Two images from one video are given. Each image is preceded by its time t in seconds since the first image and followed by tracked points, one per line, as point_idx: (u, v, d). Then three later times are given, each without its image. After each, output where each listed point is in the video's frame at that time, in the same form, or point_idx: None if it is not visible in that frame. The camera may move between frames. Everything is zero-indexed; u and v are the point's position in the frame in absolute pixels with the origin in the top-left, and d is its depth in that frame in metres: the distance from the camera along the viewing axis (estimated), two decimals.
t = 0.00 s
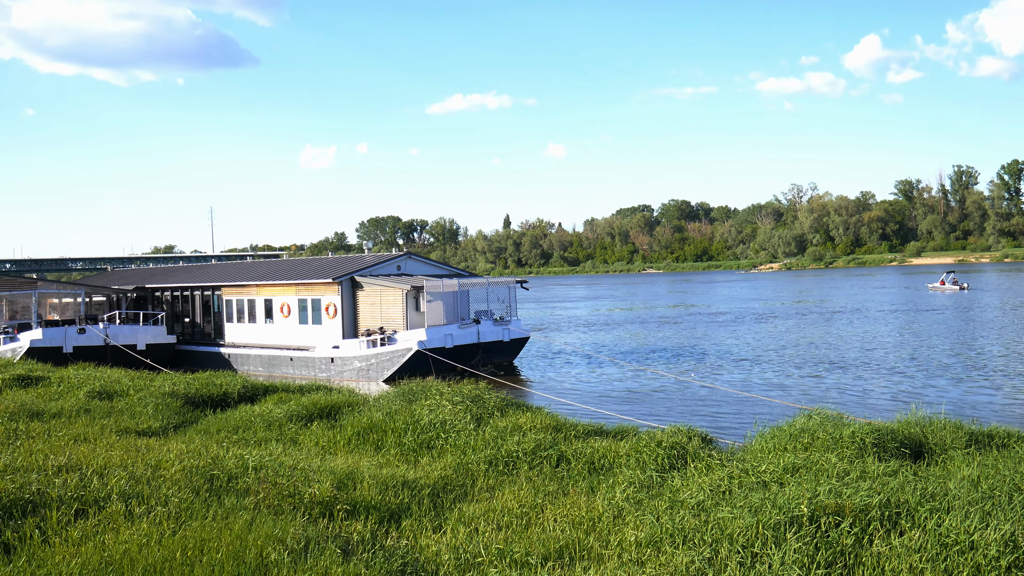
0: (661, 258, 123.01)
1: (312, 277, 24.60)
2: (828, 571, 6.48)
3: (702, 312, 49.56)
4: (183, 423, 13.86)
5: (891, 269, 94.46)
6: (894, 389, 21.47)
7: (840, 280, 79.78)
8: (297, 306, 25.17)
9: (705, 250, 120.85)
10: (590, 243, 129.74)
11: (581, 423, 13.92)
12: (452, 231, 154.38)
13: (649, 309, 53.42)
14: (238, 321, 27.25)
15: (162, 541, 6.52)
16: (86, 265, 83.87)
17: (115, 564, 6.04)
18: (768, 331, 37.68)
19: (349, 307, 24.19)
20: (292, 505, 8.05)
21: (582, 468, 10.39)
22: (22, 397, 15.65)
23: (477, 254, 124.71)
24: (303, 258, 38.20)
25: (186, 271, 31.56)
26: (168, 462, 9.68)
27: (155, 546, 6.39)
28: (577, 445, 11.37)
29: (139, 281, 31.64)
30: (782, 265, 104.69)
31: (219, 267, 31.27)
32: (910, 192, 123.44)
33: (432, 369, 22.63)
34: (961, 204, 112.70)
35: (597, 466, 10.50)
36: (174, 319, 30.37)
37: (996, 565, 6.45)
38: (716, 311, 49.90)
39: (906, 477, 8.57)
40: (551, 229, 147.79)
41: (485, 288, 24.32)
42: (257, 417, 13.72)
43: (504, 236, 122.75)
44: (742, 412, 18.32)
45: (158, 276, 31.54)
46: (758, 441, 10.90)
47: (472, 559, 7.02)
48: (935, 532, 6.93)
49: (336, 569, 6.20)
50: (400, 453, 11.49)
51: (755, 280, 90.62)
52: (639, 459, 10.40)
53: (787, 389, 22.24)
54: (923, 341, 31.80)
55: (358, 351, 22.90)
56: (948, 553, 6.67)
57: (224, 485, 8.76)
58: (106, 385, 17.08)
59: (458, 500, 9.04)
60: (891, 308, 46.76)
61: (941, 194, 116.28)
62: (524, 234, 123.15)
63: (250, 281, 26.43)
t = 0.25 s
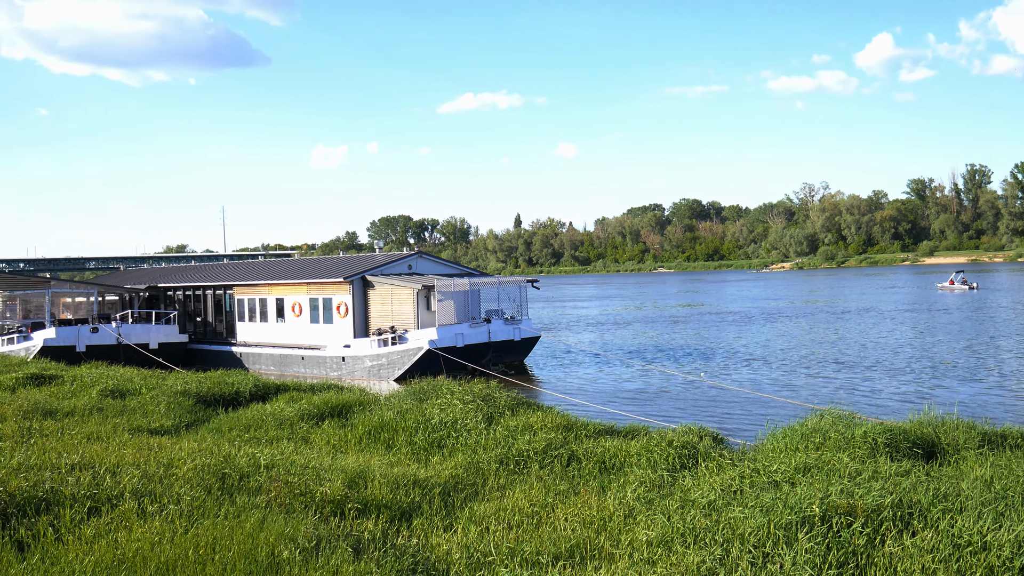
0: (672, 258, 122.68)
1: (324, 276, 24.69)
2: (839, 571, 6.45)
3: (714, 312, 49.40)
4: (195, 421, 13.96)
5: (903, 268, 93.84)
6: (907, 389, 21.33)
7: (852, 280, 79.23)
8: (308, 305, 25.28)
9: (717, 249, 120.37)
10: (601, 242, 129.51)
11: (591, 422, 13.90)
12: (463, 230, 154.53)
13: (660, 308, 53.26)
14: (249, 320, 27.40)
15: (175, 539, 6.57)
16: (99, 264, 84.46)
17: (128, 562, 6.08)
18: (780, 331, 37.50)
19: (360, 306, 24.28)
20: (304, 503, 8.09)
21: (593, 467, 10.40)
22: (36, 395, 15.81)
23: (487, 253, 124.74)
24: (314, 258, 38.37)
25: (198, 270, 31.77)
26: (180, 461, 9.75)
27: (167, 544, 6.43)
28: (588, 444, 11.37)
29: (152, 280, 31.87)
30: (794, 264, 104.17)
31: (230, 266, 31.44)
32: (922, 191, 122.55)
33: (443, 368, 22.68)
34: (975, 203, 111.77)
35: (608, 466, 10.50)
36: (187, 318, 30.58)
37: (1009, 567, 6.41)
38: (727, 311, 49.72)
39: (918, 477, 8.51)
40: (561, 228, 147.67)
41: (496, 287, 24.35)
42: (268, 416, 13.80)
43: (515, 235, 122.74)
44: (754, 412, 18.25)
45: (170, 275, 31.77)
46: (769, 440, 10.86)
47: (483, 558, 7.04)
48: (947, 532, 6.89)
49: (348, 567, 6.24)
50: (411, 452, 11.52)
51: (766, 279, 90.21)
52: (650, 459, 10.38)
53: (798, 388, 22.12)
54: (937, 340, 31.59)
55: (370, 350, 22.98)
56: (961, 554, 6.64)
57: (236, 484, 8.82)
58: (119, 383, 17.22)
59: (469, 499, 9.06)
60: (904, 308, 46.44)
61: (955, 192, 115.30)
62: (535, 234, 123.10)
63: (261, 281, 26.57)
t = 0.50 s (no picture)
0: (683, 257, 122.22)
1: (335, 275, 24.79)
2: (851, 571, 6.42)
3: (725, 311, 49.21)
4: (207, 420, 14.06)
5: (916, 267, 93.15)
6: (920, 388, 21.18)
7: (864, 278, 78.71)
8: (320, 304, 25.39)
9: (728, 248, 119.78)
10: (612, 241, 129.23)
11: (602, 421, 13.87)
12: (474, 228, 154.57)
13: (671, 307, 53.06)
14: (261, 318, 27.55)
15: (186, 537, 6.60)
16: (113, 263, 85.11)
17: (141, 558, 6.12)
18: (792, 330, 37.31)
19: (372, 304, 24.35)
20: (315, 502, 8.13)
21: (604, 466, 10.39)
22: (50, 393, 15.96)
23: (498, 252, 124.75)
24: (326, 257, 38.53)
25: (210, 269, 31.95)
26: (192, 459, 9.82)
27: (180, 542, 6.47)
28: (599, 443, 11.37)
29: (164, 279, 32.10)
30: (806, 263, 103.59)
31: (242, 265, 31.61)
32: (936, 189, 121.57)
33: (454, 367, 22.71)
34: (989, 201, 110.76)
35: (619, 465, 10.49)
36: (199, 317, 30.77)
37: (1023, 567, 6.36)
38: (739, 309, 49.51)
39: (931, 477, 8.44)
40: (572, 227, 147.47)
41: (507, 285, 24.36)
42: (280, 414, 13.88)
43: (526, 234, 122.67)
44: (766, 411, 18.17)
45: (183, 274, 31.99)
46: (781, 440, 10.81)
47: (494, 557, 7.05)
48: (961, 532, 6.84)
49: (360, 565, 6.27)
50: (423, 450, 11.55)
51: (778, 278, 89.74)
52: (661, 458, 10.35)
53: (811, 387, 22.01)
54: (951, 340, 31.37)
55: (381, 349, 23.05)
56: (974, 553, 6.60)
57: (248, 482, 8.87)
58: (131, 382, 17.36)
59: (480, 498, 9.08)
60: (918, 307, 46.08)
61: (968, 191, 114.29)
62: (546, 232, 122.99)
63: (273, 279, 26.69)
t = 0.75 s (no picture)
0: (694, 254, 121.61)
1: (346, 273, 24.86)
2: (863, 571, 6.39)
3: (736, 309, 49.04)
4: (218, 418, 14.15)
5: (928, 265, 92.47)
6: (932, 386, 21.05)
7: (875, 276, 78.30)
8: (331, 302, 25.48)
9: (739, 246, 119.24)
10: (623, 239, 128.95)
11: (612, 419, 13.86)
12: (484, 227, 154.62)
13: (682, 306, 52.89)
14: (272, 317, 27.68)
15: (198, 534, 6.65)
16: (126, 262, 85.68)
17: (153, 555, 6.16)
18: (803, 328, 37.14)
19: (383, 303, 24.42)
20: (326, 499, 8.17)
21: (615, 465, 10.38)
22: (63, 392, 16.09)
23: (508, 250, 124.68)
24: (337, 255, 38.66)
25: (221, 268, 32.12)
26: (204, 457, 9.89)
27: (192, 540, 6.50)
28: (610, 441, 11.36)
29: (176, 277, 32.29)
30: (817, 262, 103.01)
31: (253, 264, 31.77)
32: (948, 187, 120.64)
33: (464, 365, 22.75)
34: (1003, 199, 109.78)
35: (630, 463, 10.48)
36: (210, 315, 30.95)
37: None
38: (749, 308, 49.33)
39: (943, 476, 8.38)
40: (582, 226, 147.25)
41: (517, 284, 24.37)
42: (291, 412, 13.95)
43: (536, 232, 122.55)
44: (776, 410, 18.11)
45: (194, 273, 32.18)
46: (792, 438, 10.77)
47: (504, 555, 7.07)
48: (973, 531, 6.80)
49: (370, 562, 6.30)
50: (433, 449, 11.58)
51: (788, 276, 89.27)
52: (672, 457, 10.33)
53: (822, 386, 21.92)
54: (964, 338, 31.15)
55: (391, 347, 23.12)
56: (986, 552, 6.56)
57: (259, 480, 8.93)
58: (143, 380, 17.49)
59: (491, 496, 9.10)
60: (930, 306, 45.75)
61: (981, 188, 113.33)
62: (556, 231, 122.87)
63: (284, 278, 26.82)
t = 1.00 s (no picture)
0: (706, 250, 121.11)
1: (357, 270, 24.95)
2: (875, 569, 6.37)
3: (747, 306, 48.86)
4: (230, 414, 14.25)
5: (942, 262, 91.75)
6: (945, 384, 20.91)
7: (887, 273, 77.80)
8: (342, 299, 25.59)
9: (751, 243, 118.67)
10: (634, 236, 128.61)
11: (623, 416, 13.86)
12: (496, 223, 154.63)
13: (693, 303, 52.72)
14: (284, 313, 27.81)
15: (210, 530, 6.69)
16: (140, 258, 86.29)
17: (166, 551, 6.20)
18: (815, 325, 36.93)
19: (394, 300, 24.49)
20: (337, 496, 8.21)
21: (626, 461, 10.38)
22: (76, 388, 16.23)
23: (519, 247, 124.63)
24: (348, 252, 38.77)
25: (233, 264, 32.30)
26: (216, 453, 9.98)
27: (204, 535, 6.55)
28: (621, 438, 11.35)
29: (188, 274, 32.49)
30: (829, 259, 102.42)
31: (265, 261, 31.92)
32: (961, 184, 119.67)
33: (475, 362, 22.79)
34: (1017, 195, 108.72)
35: (641, 460, 10.48)
36: (222, 312, 31.14)
37: None
38: (761, 305, 49.13)
39: (956, 474, 8.32)
40: (594, 222, 146.98)
41: (528, 280, 24.38)
42: (303, 409, 14.03)
43: (547, 229, 122.40)
44: (788, 406, 18.05)
45: (207, 270, 32.38)
46: (804, 435, 10.72)
47: (515, 552, 7.08)
48: (985, 529, 6.76)
49: (382, 558, 6.33)
50: (444, 445, 11.62)
51: (800, 273, 88.76)
52: (683, 454, 10.32)
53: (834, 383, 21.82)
54: (978, 335, 30.91)
55: (403, 344, 23.19)
56: (999, 550, 6.51)
57: (271, 475, 8.99)
58: (156, 377, 17.63)
59: (502, 493, 9.12)
60: (943, 303, 45.40)
61: (995, 185, 112.28)
62: (567, 227, 122.71)
63: (296, 275, 26.94)
